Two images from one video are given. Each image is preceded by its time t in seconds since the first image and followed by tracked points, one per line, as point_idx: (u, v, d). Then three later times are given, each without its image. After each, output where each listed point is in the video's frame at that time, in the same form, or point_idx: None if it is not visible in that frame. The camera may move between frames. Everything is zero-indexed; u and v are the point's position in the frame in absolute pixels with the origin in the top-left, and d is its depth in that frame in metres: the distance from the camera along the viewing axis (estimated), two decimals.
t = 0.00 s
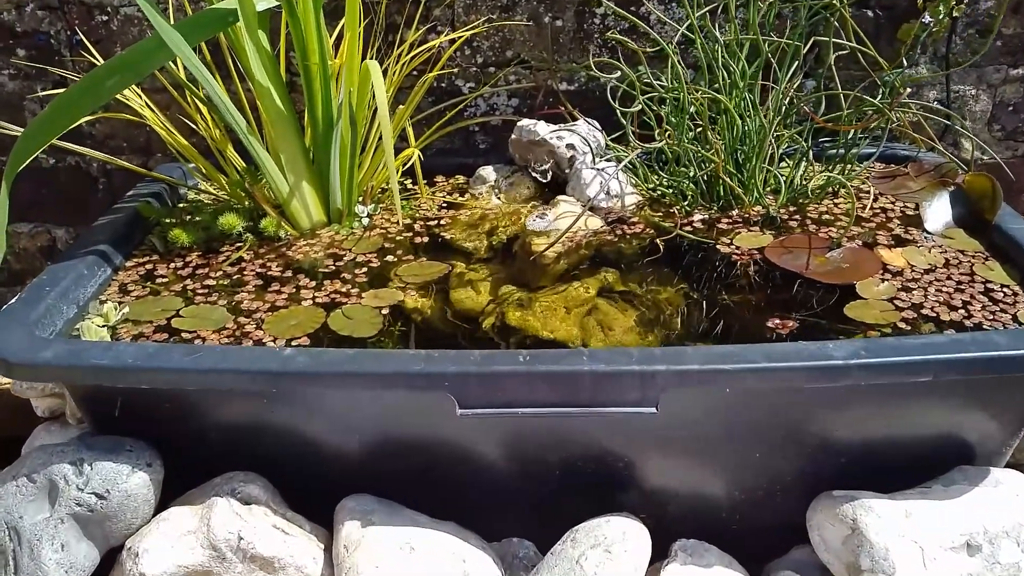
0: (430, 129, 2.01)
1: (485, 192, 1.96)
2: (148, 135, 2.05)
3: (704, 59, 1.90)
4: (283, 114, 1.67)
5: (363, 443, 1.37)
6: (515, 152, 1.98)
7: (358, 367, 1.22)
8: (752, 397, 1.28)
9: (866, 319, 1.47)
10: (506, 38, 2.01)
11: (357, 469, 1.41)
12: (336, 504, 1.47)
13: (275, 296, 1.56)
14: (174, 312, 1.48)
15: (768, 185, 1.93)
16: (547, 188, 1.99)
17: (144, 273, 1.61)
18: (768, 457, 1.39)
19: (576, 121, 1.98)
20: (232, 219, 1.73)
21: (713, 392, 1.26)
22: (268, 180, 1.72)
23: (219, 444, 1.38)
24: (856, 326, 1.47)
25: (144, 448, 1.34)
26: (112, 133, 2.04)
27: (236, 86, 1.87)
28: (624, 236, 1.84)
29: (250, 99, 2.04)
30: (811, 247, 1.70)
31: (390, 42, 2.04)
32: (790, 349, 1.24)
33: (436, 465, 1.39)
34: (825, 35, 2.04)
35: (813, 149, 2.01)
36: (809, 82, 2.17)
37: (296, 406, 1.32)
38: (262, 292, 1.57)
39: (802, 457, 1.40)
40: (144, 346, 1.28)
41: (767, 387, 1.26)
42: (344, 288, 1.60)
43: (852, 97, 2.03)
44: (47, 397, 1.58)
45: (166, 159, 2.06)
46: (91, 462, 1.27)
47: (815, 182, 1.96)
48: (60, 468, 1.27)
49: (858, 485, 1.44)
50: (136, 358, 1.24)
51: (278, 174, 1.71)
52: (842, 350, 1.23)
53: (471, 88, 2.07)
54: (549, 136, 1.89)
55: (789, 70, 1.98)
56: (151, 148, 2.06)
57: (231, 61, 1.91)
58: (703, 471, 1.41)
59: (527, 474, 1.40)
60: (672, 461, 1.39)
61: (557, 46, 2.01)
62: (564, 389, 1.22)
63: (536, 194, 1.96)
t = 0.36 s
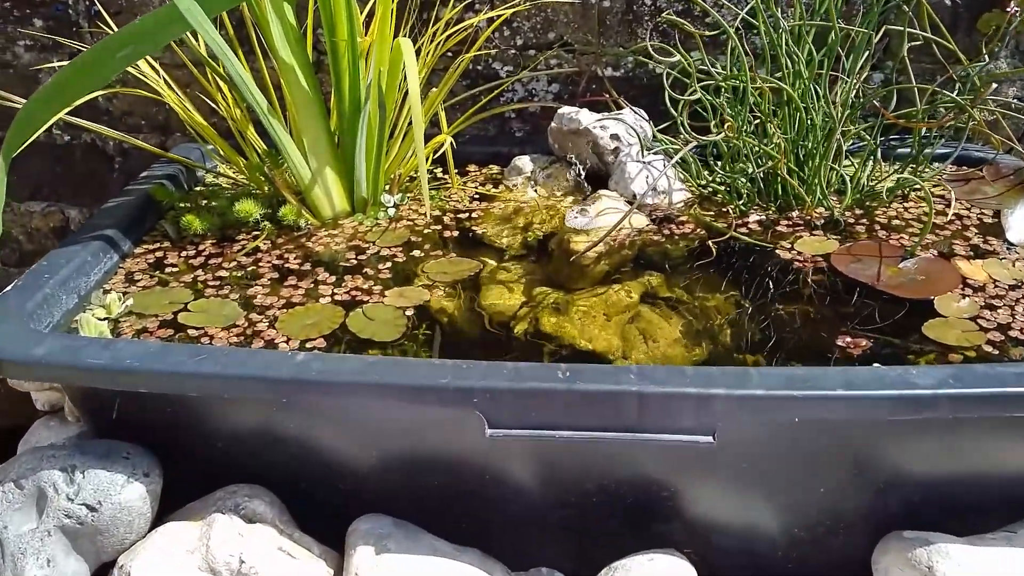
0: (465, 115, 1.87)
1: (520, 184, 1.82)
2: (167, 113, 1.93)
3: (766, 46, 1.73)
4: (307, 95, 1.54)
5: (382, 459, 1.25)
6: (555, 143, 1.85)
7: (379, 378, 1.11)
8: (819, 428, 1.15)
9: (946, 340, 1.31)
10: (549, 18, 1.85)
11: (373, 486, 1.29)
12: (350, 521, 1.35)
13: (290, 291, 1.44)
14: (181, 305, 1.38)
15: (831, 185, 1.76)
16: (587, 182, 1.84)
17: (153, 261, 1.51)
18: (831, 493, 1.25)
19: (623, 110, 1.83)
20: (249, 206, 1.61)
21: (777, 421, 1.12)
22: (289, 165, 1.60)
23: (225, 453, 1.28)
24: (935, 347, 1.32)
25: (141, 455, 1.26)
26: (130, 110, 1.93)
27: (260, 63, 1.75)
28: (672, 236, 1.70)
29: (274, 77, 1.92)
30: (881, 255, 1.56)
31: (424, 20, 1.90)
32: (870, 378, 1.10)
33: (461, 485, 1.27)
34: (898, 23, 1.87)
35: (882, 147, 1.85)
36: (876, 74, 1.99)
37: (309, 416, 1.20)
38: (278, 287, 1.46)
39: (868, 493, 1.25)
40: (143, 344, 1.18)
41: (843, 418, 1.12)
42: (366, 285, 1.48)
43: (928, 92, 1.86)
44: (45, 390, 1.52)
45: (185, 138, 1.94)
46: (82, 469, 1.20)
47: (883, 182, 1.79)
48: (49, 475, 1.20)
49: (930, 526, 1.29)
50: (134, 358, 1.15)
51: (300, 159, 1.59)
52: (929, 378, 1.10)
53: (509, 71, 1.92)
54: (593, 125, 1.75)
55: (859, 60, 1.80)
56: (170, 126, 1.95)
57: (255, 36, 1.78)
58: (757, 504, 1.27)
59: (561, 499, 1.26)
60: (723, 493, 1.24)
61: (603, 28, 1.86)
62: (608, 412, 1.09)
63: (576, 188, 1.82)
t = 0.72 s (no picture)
0: (476, 109, 1.75)
1: (535, 182, 1.69)
2: (158, 112, 1.82)
3: (803, 26, 1.59)
4: (304, 87, 1.42)
5: (386, 485, 1.12)
6: (572, 137, 1.72)
7: (380, 397, 0.98)
8: (881, 448, 1.01)
9: (1013, 346, 1.17)
10: (565, 3, 1.73)
11: (378, 514, 1.17)
12: (352, 552, 1.22)
13: (286, 300, 1.33)
14: (167, 318, 1.27)
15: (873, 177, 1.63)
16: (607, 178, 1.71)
17: (138, 270, 1.39)
18: (892, 521, 1.10)
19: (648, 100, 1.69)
20: (242, 208, 1.49)
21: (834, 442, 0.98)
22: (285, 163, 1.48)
23: (216, 480, 1.17)
24: (1002, 355, 1.18)
25: (122, 484, 1.16)
26: (120, 109, 1.81)
27: (255, 56, 1.63)
28: (702, 235, 1.57)
29: (272, 72, 1.81)
30: (933, 253, 1.42)
31: (431, 9, 1.78)
32: (939, 392, 0.95)
33: (475, 513, 1.14)
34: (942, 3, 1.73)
35: (926, 137, 1.70)
36: (917, 60, 1.85)
37: (306, 438, 1.08)
38: (273, 295, 1.34)
39: (933, 520, 1.11)
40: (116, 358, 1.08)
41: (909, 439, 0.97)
42: (368, 292, 1.35)
43: (975, 76, 1.72)
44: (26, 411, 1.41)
45: (178, 138, 1.83)
46: (55, 501, 1.09)
47: (929, 174, 1.65)
48: (19, 507, 1.09)
49: (1003, 556, 1.15)
50: (108, 378, 1.04)
51: (297, 156, 1.47)
52: (1004, 393, 0.95)
53: (522, 62, 1.79)
54: (613, 117, 1.62)
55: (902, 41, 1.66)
56: (162, 126, 1.84)
57: (248, 26, 1.67)
58: (808, 534, 1.12)
59: (586, 529, 1.13)
60: (771, 523, 1.10)
61: (624, 13, 1.73)
62: (640, 436, 0.95)
63: (596, 185, 1.69)
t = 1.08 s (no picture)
0: (507, 113, 1.63)
1: (569, 195, 1.57)
2: (171, 107, 1.72)
3: (868, 36, 1.46)
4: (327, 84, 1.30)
5: (397, 528, 1.00)
6: (609, 146, 1.60)
7: (396, 434, 0.86)
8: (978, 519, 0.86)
9: None
10: (608, 4, 1.61)
11: (386, 558, 1.04)
12: None
13: (295, 314, 1.21)
14: (164, 330, 1.15)
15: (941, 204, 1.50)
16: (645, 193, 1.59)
17: (138, 274, 1.28)
18: None
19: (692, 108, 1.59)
20: (252, 211, 1.38)
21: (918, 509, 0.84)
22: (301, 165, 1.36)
23: (210, 512, 1.05)
24: None
25: (106, 513, 1.04)
26: (131, 102, 1.72)
27: (274, 49, 1.52)
28: (754, 259, 1.44)
29: (292, 68, 1.70)
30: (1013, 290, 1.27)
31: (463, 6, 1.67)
32: None
33: (496, 564, 1.01)
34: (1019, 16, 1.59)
35: (999, 161, 1.56)
36: (987, 77, 1.71)
37: (309, 472, 0.96)
38: (282, 308, 1.22)
39: None
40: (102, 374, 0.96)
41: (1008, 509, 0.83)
42: (385, 309, 1.23)
43: None
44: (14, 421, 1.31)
45: (191, 135, 1.73)
46: (29, 530, 0.98)
47: (1002, 203, 1.52)
48: None
49: None
50: (90, 397, 0.91)
51: (314, 158, 1.35)
52: None
53: (558, 65, 1.68)
54: (657, 127, 1.50)
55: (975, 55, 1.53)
56: (175, 122, 1.74)
57: (269, 18, 1.56)
58: None
59: None
60: None
61: (670, 17, 1.63)
62: (695, 492, 0.83)
63: (634, 199, 1.57)
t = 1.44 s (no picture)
0: (577, 111, 1.47)
1: (647, 204, 1.39)
2: (214, 102, 1.60)
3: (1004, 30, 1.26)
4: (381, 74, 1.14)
5: None
6: (694, 151, 1.44)
7: (460, 488, 0.70)
8: None
9: None
10: None
11: None
12: None
13: (341, 332, 1.06)
14: (194, 346, 1.01)
15: None
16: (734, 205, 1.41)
17: (168, 282, 1.15)
18: None
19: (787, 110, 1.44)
20: (296, 215, 1.21)
21: None
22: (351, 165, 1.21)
23: (237, 563, 0.90)
24: None
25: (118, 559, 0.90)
26: (173, 96, 1.60)
27: (325, 38, 1.38)
28: (873, 281, 1.25)
29: (344, 61, 1.57)
30: None
31: None
32: None
33: None
34: None
35: None
36: None
37: (351, 525, 0.80)
38: (325, 325, 1.07)
39: None
40: (119, 401, 0.81)
41: None
42: (441, 328, 1.07)
43: None
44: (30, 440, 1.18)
45: (234, 132, 1.61)
46: None
47: None
48: None
49: None
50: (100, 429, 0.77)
51: (365, 157, 1.20)
52: None
53: (636, 60, 1.54)
54: (754, 129, 1.35)
55: None
56: (217, 118, 1.62)
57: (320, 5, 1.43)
58: None
59: None
60: None
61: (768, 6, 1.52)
62: None
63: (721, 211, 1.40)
